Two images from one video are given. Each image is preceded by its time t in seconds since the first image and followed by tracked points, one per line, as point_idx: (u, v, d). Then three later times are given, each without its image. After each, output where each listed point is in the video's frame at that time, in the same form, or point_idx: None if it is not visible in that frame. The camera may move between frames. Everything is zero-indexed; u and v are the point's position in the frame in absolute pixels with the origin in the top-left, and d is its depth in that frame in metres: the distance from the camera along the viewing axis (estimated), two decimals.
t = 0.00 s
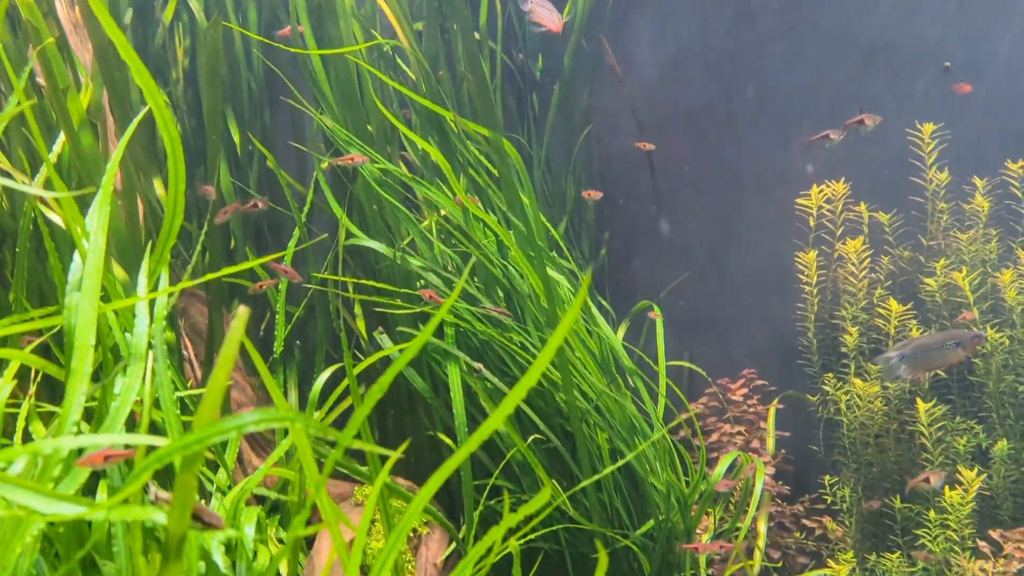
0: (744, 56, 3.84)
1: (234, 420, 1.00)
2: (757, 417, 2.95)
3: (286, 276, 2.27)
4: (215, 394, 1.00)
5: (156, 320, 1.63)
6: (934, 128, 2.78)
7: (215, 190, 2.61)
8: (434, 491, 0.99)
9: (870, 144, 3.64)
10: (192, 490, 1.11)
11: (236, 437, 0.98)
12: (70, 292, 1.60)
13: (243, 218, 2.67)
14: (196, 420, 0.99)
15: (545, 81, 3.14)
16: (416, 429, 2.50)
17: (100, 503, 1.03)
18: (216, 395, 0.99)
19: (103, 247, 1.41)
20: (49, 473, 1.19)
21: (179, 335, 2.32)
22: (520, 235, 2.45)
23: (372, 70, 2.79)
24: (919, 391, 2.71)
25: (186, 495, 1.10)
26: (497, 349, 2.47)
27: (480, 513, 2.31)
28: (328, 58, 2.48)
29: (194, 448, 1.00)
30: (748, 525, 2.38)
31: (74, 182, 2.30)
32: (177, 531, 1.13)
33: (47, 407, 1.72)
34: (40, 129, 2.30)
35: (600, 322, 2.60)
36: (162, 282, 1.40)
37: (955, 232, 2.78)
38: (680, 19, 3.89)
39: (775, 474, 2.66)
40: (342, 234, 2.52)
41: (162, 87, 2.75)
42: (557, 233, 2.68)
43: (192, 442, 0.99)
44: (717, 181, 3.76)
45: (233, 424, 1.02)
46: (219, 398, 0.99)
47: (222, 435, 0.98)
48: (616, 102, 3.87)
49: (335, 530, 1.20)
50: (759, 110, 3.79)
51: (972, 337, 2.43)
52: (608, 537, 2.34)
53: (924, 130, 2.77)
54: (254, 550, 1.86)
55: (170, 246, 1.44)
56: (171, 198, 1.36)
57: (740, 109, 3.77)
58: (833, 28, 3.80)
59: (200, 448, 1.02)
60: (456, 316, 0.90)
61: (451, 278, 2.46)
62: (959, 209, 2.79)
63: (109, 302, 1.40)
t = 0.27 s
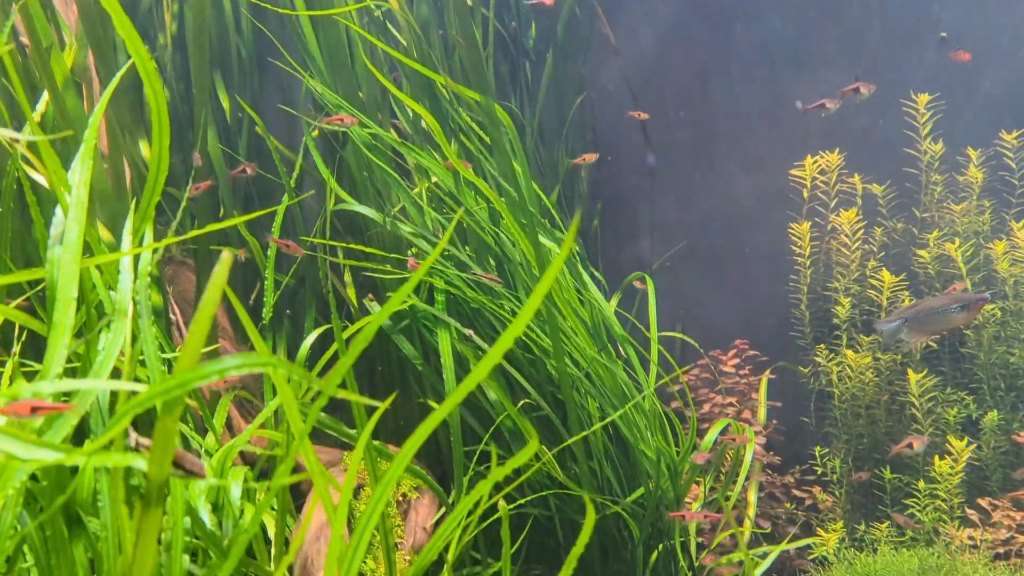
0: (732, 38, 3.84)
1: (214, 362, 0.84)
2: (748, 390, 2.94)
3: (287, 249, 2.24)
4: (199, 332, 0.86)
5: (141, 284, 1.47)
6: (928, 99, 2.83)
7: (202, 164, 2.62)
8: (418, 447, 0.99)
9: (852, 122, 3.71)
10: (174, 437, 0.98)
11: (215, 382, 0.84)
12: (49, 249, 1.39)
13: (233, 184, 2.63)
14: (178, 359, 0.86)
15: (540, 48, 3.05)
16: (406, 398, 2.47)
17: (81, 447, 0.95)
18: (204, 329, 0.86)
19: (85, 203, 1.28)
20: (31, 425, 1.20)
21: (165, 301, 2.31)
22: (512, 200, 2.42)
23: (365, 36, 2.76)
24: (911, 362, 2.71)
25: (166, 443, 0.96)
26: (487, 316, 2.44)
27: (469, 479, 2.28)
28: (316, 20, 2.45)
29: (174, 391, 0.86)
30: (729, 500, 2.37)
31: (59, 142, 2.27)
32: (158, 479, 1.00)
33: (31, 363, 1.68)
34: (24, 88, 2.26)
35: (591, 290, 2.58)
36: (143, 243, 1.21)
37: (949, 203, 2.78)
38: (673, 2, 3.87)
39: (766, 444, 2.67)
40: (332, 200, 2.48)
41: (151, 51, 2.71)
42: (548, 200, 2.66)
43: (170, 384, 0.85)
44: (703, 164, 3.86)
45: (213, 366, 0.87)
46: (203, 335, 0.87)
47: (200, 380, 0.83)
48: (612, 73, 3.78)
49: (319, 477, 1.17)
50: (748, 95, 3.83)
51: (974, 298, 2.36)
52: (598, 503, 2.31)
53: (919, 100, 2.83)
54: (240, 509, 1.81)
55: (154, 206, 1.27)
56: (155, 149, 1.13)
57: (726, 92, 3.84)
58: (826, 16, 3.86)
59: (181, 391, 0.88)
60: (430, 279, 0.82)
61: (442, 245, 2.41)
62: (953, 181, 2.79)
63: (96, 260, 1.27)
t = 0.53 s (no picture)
0: None
1: (208, 319, 0.92)
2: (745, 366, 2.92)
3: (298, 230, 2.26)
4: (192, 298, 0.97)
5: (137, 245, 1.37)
6: (929, 73, 2.85)
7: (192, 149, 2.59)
8: (415, 406, 1.02)
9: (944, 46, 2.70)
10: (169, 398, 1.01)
11: (211, 337, 0.92)
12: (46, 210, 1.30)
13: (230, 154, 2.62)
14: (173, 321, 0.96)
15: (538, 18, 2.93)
16: (404, 370, 2.45)
17: (76, 406, 0.93)
18: (196, 296, 0.97)
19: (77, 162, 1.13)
20: (28, 383, 1.15)
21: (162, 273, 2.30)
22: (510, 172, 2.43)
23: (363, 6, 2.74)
24: (910, 337, 2.71)
25: (161, 399, 0.98)
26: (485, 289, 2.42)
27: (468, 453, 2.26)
28: None
29: (170, 350, 0.93)
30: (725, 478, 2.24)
31: (53, 107, 2.23)
32: (153, 440, 1.01)
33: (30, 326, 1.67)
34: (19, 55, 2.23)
35: (590, 264, 2.57)
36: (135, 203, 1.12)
37: (949, 179, 2.78)
38: None
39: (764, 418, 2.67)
40: (330, 171, 2.49)
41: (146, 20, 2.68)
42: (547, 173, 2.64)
43: (166, 341, 0.92)
44: (745, 119, 2.97)
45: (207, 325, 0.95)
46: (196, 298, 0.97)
47: (195, 334, 0.91)
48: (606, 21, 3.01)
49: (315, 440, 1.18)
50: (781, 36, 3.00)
51: (981, 267, 2.47)
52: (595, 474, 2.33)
53: (921, 75, 2.85)
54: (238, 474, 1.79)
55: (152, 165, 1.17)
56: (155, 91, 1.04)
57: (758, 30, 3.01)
58: None
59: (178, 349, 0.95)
60: (415, 240, 0.88)
61: (439, 216, 2.42)
62: (953, 157, 2.80)
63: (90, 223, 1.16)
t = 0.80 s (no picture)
0: None
1: (205, 287, 0.88)
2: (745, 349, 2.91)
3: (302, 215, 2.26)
4: (188, 265, 0.92)
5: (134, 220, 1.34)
6: (931, 55, 2.83)
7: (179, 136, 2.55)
8: (417, 375, 1.01)
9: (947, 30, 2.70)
10: (163, 366, 0.97)
11: (207, 306, 0.87)
12: (40, 185, 1.20)
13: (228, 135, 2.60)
14: (169, 289, 0.91)
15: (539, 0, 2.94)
16: (403, 351, 2.45)
17: (69, 376, 0.91)
18: (192, 264, 0.92)
19: (74, 134, 1.10)
20: (22, 355, 1.09)
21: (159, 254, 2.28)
22: (511, 153, 2.43)
23: None
24: (910, 320, 2.70)
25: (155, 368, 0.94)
26: (484, 270, 2.39)
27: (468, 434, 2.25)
28: None
29: (165, 320, 0.89)
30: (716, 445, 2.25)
31: (48, 81, 2.20)
32: (148, 409, 0.99)
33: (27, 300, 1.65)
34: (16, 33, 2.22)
35: (590, 245, 2.55)
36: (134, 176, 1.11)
37: (951, 161, 2.77)
38: None
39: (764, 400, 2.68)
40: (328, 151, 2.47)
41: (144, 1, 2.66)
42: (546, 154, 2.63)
43: (161, 310, 0.87)
44: (745, 104, 2.99)
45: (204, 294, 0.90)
46: (192, 264, 0.92)
47: (191, 303, 0.87)
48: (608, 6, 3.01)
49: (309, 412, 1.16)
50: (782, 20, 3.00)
51: (993, 244, 2.41)
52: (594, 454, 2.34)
53: (922, 57, 2.84)
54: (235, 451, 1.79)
55: (146, 144, 1.18)
56: (150, 60, 1.00)
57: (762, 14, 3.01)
58: None
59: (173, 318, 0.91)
60: (418, 208, 0.84)
61: (438, 196, 2.42)
62: (955, 140, 2.79)
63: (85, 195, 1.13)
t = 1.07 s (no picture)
0: None
1: (199, 260, 0.87)
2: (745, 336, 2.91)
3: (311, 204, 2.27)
4: (183, 239, 0.91)
5: (130, 201, 1.30)
6: (933, 41, 2.82)
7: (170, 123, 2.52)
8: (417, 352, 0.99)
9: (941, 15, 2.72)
10: (158, 340, 0.96)
11: (200, 279, 0.87)
12: (34, 164, 1.21)
13: (227, 120, 2.60)
14: (163, 262, 0.90)
15: None
16: (402, 336, 2.44)
17: (61, 350, 0.90)
18: (187, 238, 0.91)
19: (67, 114, 1.09)
20: (15, 332, 1.06)
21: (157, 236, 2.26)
22: (512, 137, 2.42)
23: None
24: (911, 307, 2.69)
25: (150, 339, 0.93)
26: (483, 255, 2.38)
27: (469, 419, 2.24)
28: None
29: (159, 293, 0.88)
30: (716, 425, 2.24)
31: (45, 62, 2.19)
32: (142, 384, 0.97)
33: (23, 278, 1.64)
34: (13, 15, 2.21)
35: (591, 231, 2.54)
36: (129, 157, 1.09)
37: (953, 147, 2.75)
38: None
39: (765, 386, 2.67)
40: (326, 134, 2.44)
41: None
42: (546, 138, 2.61)
43: (155, 283, 0.86)
44: (745, 93, 3.00)
45: (198, 267, 0.89)
46: (186, 238, 0.91)
47: (184, 276, 0.86)
48: None
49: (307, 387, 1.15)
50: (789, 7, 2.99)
51: (1002, 223, 2.39)
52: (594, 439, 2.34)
53: (925, 42, 2.82)
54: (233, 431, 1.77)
55: (143, 122, 1.10)
56: (146, 44, 0.99)
57: None
58: None
59: (168, 292, 0.90)
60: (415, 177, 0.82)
61: (437, 180, 2.40)
62: (958, 126, 2.77)
63: (80, 173, 1.08)
